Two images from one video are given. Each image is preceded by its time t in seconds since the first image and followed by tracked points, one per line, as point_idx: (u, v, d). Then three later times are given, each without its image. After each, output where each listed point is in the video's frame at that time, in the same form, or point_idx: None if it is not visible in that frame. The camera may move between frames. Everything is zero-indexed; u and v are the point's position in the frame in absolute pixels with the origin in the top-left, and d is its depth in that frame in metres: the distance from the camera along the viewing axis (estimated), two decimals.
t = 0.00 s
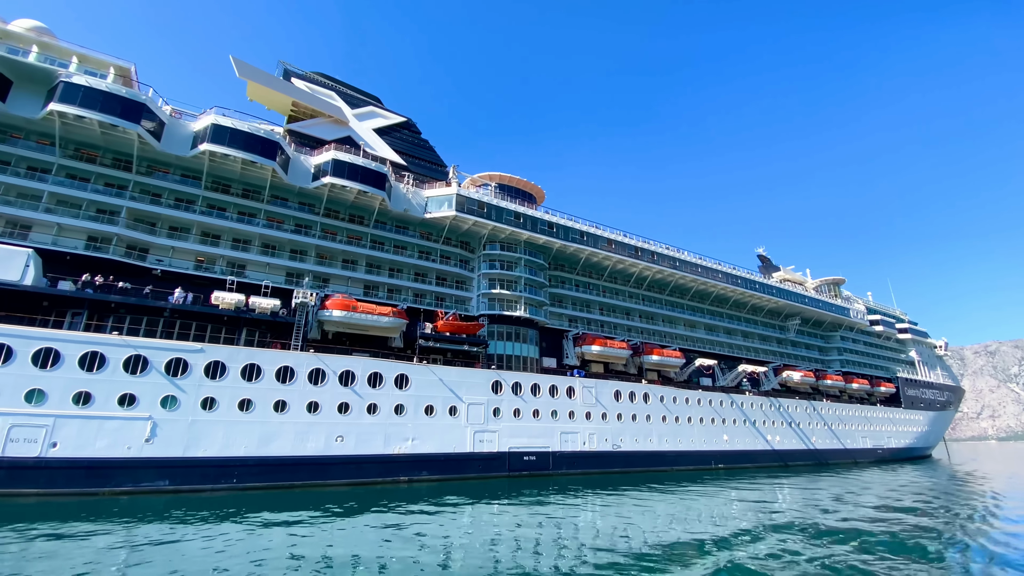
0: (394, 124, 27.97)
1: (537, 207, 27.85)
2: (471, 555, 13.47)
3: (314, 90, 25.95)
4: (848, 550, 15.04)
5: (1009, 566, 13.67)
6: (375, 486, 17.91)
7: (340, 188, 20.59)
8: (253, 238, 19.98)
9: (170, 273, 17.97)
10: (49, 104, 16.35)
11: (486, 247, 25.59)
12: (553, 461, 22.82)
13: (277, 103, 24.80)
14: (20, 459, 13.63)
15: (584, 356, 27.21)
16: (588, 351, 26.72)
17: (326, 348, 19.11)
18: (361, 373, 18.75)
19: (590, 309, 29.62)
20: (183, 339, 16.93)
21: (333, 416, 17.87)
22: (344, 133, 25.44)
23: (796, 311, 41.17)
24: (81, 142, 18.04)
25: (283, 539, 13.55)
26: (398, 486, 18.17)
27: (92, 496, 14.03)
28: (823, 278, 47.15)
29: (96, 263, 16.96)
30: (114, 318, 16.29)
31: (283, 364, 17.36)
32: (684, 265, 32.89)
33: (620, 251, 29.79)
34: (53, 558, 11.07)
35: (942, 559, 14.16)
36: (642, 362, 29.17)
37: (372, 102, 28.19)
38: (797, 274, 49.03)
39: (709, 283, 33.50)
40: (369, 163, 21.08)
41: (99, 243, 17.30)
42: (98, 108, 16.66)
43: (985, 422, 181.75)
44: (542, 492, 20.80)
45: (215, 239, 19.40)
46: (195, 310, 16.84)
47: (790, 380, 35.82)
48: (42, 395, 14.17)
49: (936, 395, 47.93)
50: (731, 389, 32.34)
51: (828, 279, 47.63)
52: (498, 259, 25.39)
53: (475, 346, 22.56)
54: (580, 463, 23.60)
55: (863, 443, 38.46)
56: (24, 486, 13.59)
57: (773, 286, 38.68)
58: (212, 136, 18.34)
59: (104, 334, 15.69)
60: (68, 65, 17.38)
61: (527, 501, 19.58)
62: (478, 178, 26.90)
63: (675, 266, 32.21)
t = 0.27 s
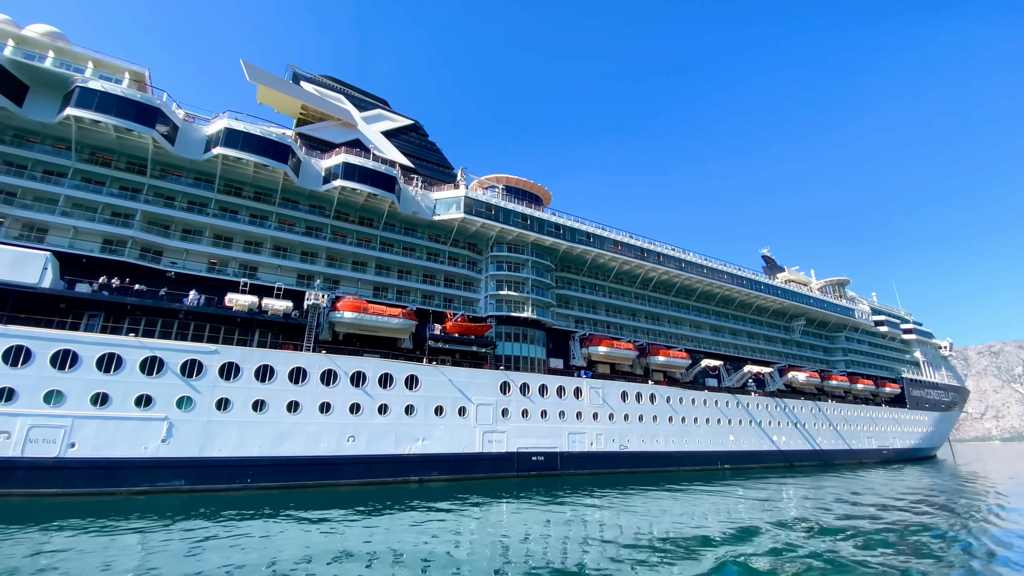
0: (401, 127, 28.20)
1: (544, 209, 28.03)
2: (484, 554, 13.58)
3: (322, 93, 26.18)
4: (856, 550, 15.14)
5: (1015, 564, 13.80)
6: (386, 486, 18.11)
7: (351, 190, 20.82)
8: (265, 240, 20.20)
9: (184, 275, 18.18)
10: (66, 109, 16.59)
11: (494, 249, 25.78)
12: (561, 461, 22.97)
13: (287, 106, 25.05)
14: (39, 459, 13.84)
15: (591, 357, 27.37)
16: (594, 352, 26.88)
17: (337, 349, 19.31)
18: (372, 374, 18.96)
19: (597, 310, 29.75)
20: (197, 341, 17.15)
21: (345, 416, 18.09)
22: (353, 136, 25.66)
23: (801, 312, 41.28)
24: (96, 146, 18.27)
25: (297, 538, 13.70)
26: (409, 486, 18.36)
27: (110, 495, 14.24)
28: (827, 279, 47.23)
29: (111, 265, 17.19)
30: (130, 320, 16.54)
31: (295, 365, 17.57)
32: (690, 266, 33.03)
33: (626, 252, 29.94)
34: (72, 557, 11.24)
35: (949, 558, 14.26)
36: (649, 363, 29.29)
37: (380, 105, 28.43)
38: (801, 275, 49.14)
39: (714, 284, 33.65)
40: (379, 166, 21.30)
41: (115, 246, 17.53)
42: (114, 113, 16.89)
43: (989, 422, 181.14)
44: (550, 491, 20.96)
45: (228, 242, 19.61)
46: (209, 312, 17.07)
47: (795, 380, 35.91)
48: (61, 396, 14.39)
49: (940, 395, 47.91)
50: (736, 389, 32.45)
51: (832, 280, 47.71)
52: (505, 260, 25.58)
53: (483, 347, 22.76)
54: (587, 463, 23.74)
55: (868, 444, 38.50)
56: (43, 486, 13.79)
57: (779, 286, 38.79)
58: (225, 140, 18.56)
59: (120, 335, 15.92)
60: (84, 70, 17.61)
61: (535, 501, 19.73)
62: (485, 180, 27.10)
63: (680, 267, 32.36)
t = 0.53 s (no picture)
0: (408, 129, 28.40)
1: (550, 210, 28.21)
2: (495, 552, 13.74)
3: (330, 96, 26.40)
4: (864, 549, 15.26)
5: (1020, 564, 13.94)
6: (397, 486, 18.31)
7: (361, 193, 21.03)
8: (276, 243, 20.41)
9: (197, 277, 18.39)
10: (82, 113, 16.82)
11: (501, 250, 25.95)
12: (568, 461, 23.12)
13: (296, 109, 25.27)
14: (57, 460, 14.04)
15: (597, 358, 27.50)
16: (601, 353, 27.02)
17: (348, 350, 19.51)
18: (383, 375, 19.16)
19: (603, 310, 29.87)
20: (211, 342, 17.37)
21: (356, 416, 18.31)
22: (361, 138, 25.86)
23: (806, 312, 41.37)
24: (111, 149, 18.50)
25: (311, 537, 13.87)
26: (420, 485, 18.56)
27: (127, 495, 14.43)
28: (832, 279, 47.29)
29: (126, 268, 17.42)
30: (144, 322, 16.77)
31: (307, 366, 17.79)
32: (695, 267, 33.16)
33: (632, 253, 30.09)
34: (93, 556, 11.42)
35: (958, 557, 14.38)
36: (655, 364, 29.40)
37: (387, 107, 28.64)
38: (805, 275, 49.19)
39: (720, 285, 33.76)
40: (388, 169, 21.52)
41: (129, 248, 17.75)
42: (129, 117, 17.11)
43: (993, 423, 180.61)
44: (558, 491, 21.12)
45: (239, 244, 19.81)
46: (223, 313, 17.28)
47: (800, 381, 35.99)
48: (78, 397, 14.59)
49: (945, 395, 47.92)
50: (741, 390, 32.55)
51: (837, 281, 47.79)
52: (512, 262, 25.76)
53: (491, 348, 22.93)
54: (594, 463, 23.88)
55: (873, 444, 38.56)
56: (61, 485, 13.99)
57: (783, 287, 38.89)
58: (237, 144, 18.78)
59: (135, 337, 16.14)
60: (99, 74, 17.84)
61: (544, 500, 19.90)
62: (492, 182, 27.28)
63: (686, 268, 32.48)
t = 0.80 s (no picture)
0: (415, 131, 28.60)
1: (556, 212, 28.36)
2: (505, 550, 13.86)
3: (338, 99, 26.62)
4: (872, 548, 15.36)
5: None
6: (407, 485, 18.50)
7: (370, 195, 21.23)
8: (287, 244, 20.62)
9: (210, 279, 18.60)
10: (98, 118, 17.04)
11: (507, 251, 26.10)
12: (575, 462, 23.27)
13: (304, 112, 25.47)
14: (75, 459, 14.23)
15: (604, 358, 27.62)
16: (606, 353, 27.14)
17: (358, 351, 19.71)
18: (393, 375, 19.36)
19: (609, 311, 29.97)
20: (224, 343, 17.58)
21: (367, 416, 18.51)
22: (369, 141, 26.06)
23: (810, 313, 41.45)
24: (124, 153, 18.71)
25: (324, 536, 14.02)
26: (429, 485, 18.75)
27: (143, 494, 14.63)
28: (836, 280, 47.36)
29: (140, 270, 17.64)
30: (159, 323, 17.00)
31: (319, 367, 17.99)
32: (700, 268, 33.26)
33: (638, 254, 30.21)
34: (111, 555, 11.57)
35: (965, 557, 14.47)
36: (660, 364, 29.50)
37: (394, 110, 28.85)
38: (809, 275, 49.26)
39: (725, 285, 33.88)
40: (397, 171, 21.73)
41: (143, 250, 17.98)
42: (143, 121, 17.33)
43: (997, 423, 180.11)
44: (566, 491, 21.28)
45: (251, 246, 20.03)
46: (236, 315, 17.50)
47: (805, 381, 36.08)
48: (95, 397, 14.80)
49: (949, 396, 47.93)
50: (747, 390, 32.66)
51: (841, 281, 47.85)
52: (519, 263, 25.93)
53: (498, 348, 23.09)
54: (602, 463, 24.04)
55: (878, 444, 38.61)
56: (79, 485, 14.19)
57: (788, 288, 38.98)
58: (249, 147, 18.99)
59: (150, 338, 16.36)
60: (113, 79, 18.07)
61: (552, 499, 20.09)
62: (499, 184, 27.44)
63: (691, 269, 32.61)
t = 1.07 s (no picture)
0: (422, 133, 28.80)
1: (562, 213, 28.53)
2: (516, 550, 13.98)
3: (346, 101, 26.82)
4: (879, 548, 15.48)
5: None
6: (417, 485, 18.68)
7: (379, 198, 21.42)
8: (296, 247, 20.81)
9: (221, 281, 18.80)
10: (112, 122, 17.24)
11: (514, 253, 26.27)
12: (582, 462, 23.41)
13: (312, 115, 25.68)
14: (91, 459, 14.41)
15: (609, 359, 27.77)
16: (612, 354, 27.29)
17: (367, 352, 19.90)
18: (402, 376, 19.54)
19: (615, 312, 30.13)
20: (236, 344, 17.78)
21: (377, 417, 18.68)
22: (376, 143, 26.25)
23: (814, 314, 41.58)
24: (137, 156, 18.93)
25: (337, 535, 14.17)
26: (439, 485, 18.93)
27: (158, 494, 14.81)
28: (840, 280, 47.46)
29: (153, 272, 17.85)
30: (172, 324, 17.21)
31: (329, 368, 18.18)
32: (705, 269, 33.41)
33: (643, 255, 30.37)
34: (128, 554, 11.72)
35: (973, 556, 14.58)
36: (666, 365, 29.63)
37: (401, 112, 29.05)
38: (813, 276, 49.37)
39: (730, 286, 34.01)
40: (405, 174, 21.93)
41: (155, 253, 18.17)
42: (156, 125, 17.53)
43: (1001, 423, 179.71)
44: (573, 491, 21.41)
45: (261, 248, 20.23)
46: (248, 316, 17.70)
47: (810, 382, 36.18)
48: (110, 398, 14.99)
49: (953, 396, 47.98)
50: (751, 391, 32.77)
51: (845, 282, 47.94)
52: (526, 264, 26.09)
53: (506, 349, 23.26)
54: (608, 463, 24.18)
55: (882, 445, 38.68)
56: (96, 485, 14.37)
57: (792, 288, 39.11)
58: (260, 150, 19.18)
59: (164, 340, 16.56)
60: (127, 83, 18.28)
61: (560, 499, 20.23)
62: (505, 185, 27.63)
63: (696, 270, 32.75)
